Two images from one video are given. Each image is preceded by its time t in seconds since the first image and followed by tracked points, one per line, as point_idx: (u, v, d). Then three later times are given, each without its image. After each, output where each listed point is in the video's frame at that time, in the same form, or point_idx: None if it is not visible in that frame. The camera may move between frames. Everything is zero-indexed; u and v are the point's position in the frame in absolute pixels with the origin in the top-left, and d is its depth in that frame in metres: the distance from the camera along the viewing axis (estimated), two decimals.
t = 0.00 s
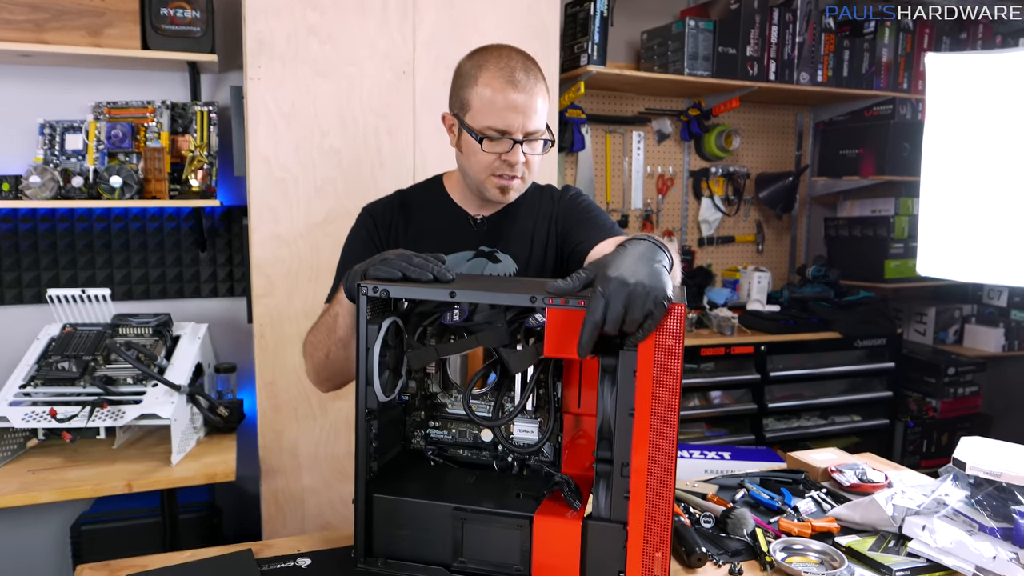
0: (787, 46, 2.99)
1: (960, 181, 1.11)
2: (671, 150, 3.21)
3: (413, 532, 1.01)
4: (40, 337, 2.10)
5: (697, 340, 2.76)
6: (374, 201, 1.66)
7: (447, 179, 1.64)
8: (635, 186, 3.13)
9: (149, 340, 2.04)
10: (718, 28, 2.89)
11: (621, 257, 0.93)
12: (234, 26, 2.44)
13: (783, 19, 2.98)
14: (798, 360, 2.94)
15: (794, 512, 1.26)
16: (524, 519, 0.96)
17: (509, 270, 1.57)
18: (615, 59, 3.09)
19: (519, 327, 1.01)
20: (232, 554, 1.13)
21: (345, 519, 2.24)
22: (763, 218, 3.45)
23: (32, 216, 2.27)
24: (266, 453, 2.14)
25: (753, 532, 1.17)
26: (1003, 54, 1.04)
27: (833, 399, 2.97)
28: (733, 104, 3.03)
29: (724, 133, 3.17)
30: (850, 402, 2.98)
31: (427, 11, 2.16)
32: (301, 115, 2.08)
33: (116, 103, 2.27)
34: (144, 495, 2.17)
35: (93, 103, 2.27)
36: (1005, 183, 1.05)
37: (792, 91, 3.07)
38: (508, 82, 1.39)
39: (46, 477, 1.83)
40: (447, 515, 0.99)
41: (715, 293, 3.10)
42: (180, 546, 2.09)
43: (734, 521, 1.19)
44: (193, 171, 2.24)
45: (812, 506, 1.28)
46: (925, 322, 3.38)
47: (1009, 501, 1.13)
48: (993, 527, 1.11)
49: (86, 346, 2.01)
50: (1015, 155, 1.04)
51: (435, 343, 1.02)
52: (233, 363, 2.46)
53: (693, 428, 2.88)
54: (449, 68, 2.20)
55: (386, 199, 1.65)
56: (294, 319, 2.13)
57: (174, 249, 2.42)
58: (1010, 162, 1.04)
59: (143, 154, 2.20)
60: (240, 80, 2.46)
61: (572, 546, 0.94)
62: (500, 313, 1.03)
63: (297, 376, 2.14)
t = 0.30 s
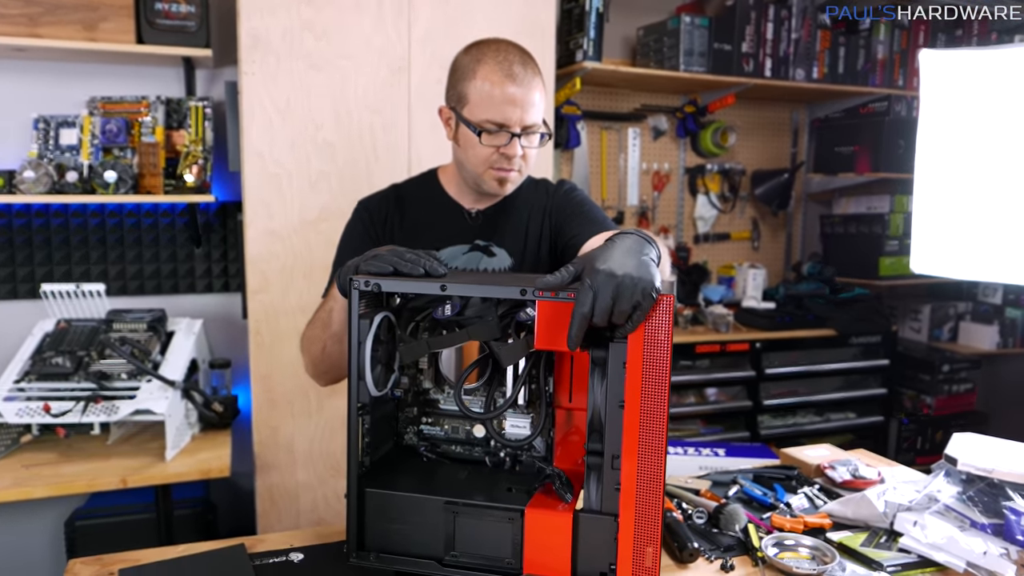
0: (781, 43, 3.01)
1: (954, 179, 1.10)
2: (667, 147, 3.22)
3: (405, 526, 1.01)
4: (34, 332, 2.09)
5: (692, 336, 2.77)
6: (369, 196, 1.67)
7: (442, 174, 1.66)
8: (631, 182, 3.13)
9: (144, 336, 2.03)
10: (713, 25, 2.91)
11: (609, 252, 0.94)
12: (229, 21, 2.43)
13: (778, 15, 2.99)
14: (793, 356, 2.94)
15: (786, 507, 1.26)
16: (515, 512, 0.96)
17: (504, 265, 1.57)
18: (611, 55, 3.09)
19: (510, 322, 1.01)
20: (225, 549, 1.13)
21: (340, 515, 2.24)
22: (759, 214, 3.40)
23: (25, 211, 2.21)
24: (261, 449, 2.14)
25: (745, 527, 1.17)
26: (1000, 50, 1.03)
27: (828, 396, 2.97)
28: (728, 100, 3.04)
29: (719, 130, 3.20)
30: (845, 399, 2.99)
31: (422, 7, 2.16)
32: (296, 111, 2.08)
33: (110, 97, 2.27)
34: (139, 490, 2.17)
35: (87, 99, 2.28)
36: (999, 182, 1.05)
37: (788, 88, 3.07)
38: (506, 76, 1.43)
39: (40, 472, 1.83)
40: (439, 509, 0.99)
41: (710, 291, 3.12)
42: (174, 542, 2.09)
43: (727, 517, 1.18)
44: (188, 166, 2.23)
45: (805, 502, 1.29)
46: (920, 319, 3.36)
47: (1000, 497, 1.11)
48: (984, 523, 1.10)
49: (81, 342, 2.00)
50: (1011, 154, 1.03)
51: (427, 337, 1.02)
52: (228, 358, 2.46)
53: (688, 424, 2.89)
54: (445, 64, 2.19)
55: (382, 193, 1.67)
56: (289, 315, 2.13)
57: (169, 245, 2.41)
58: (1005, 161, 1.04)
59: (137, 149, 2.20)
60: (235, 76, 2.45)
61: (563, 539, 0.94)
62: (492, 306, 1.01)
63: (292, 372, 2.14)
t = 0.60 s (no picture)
0: (780, 41, 2.99)
1: (952, 177, 1.10)
2: (665, 145, 3.21)
3: (401, 523, 1.01)
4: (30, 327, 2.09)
5: (689, 334, 2.77)
6: (375, 188, 1.66)
7: (448, 165, 1.62)
8: (629, 180, 3.11)
9: (140, 332, 2.03)
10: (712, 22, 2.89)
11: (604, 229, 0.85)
12: (227, 17, 2.42)
13: (777, 13, 2.98)
14: (791, 355, 2.95)
15: (781, 505, 1.26)
16: (511, 509, 0.96)
17: (505, 257, 1.57)
18: (609, 53, 3.08)
19: (506, 318, 1.00)
20: (219, 545, 1.12)
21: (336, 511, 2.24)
22: (756, 213, 3.46)
23: (24, 206, 2.26)
24: (258, 445, 2.14)
25: (740, 525, 1.17)
26: (998, 49, 1.03)
27: (826, 394, 2.98)
28: (726, 98, 3.03)
29: (717, 128, 3.18)
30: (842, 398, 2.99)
31: (420, 3, 2.15)
32: (294, 108, 2.07)
33: (108, 93, 2.24)
34: (135, 486, 2.17)
35: (85, 94, 2.24)
36: (998, 181, 1.05)
37: (786, 86, 3.07)
38: (506, 66, 1.35)
39: (36, 467, 1.83)
40: (434, 505, 0.99)
41: (709, 288, 3.13)
42: (170, 537, 2.09)
43: (722, 514, 1.19)
44: (185, 162, 2.24)
45: (800, 500, 1.29)
46: (918, 317, 3.34)
47: (995, 494, 1.14)
48: (979, 522, 1.11)
49: (78, 337, 2.00)
50: (1010, 153, 1.03)
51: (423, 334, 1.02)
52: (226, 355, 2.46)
53: (686, 422, 2.89)
54: (443, 61, 2.19)
55: (387, 185, 1.65)
56: (286, 312, 2.13)
57: (166, 241, 2.41)
58: (1004, 159, 1.04)
59: (134, 145, 2.19)
60: (232, 72, 2.45)
61: (558, 535, 0.94)
62: (488, 303, 0.99)
63: (289, 369, 2.14)
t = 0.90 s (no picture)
0: (779, 39, 2.99)
1: (950, 177, 1.10)
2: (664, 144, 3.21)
3: (399, 524, 1.01)
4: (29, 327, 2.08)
5: (689, 333, 2.77)
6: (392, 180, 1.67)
7: (465, 163, 1.63)
8: (628, 179, 3.11)
9: (139, 332, 2.03)
10: (710, 21, 2.89)
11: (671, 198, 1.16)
12: (225, 16, 2.42)
13: (775, 12, 2.98)
14: (790, 354, 2.94)
15: (779, 506, 1.26)
16: (508, 510, 0.96)
17: (522, 257, 1.58)
18: (608, 52, 3.08)
19: (503, 319, 0.99)
20: (216, 546, 1.12)
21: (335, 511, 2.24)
22: (756, 212, 3.45)
23: (22, 206, 2.25)
24: (256, 445, 2.14)
25: (738, 526, 1.17)
26: (997, 47, 1.03)
27: (825, 393, 2.98)
28: (725, 97, 3.03)
29: (716, 127, 3.18)
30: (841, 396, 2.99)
31: (418, 3, 2.15)
32: (292, 107, 2.07)
33: (107, 92, 2.23)
34: (134, 486, 2.17)
35: (83, 93, 2.23)
36: (996, 180, 1.05)
37: (784, 85, 3.07)
38: (534, 63, 1.38)
39: (36, 468, 1.83)
40: (431, 506, 0.99)
41: (709, 287, 3.11)
42: (169, 537, 2.09)
43: (720, 514, 1.19)
44: (184, 162, 2.23)
45: (798, 500, 1.28)
46: (917, 316, 3.35)
47: (993, 494, 1.14)
48: (978, 521, 1.11)
49: (77, 337, 2.00)
50: (1008, 151, 1.03)
51: (419, 334, 1.01)
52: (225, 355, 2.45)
53: (685, 421, 2.89)
54: (441, 61, 2.19)
55: (404, 179, 1.66)
56: (285, 312, 2.13)
57: (165, 241, 2.41)
58: (1001, 158, 1.04)
59: (133, 145, 2.19)
60: (231, 71, 2.44)
61: (555, 536, 0.94)
62: (485, 303, 0.99)
63: (288, 369, 2.14)
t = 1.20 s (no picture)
0: (777, 39, 2.99)
1: (948, 180, 1.10)
2: (663, 144, 3.20)
3: (397, 525, 1.00)
4: (28, 329, 2.08)
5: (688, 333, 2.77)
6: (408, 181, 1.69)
7: (485, 163, 1.64)
8: (627, 179, 3.12)
9: (138, 334, 2.03)
10: (708, 21, 2.89)
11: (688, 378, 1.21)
12: (223, 18, 2.42)
13: (773, 11, 2.98)
14: (789, 354, 2.95)
15: (779, 505, 1.26)
16: (507, 510, 0.96)
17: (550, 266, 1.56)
18: (606, 52, 3.08)
19: (502, 319, 0.99)
20: (214, 548, 1.12)
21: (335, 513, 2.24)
22: (755, 211, 3.45)
23: (20, 208, 2.25)
24: (255, 447, 2.13)
25: (739, 525, 1.16)
26: (996, 46, 1.02)
27: (824, 393, 2.97)
28: (724, 96, 3.03)
29: (715, 127, 3.18)
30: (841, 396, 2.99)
31: (417, 4, 2.15)
32: (290, 108, 2.07)
33: (105, 94, 2.25)
34: (133, 488, 2.16)
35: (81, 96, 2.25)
36: (994, 184, 1.05)
37: (782, 84, 3.07)
38: (548, 57, 1.41)
39: (35, 470, 1.82)
40: (430, 507, 0.98)
41: (708, 288, 3.13)
42: (169, 539, 2.09)
43: (720, 514, 1.18)
44: (182, 163, 2.22)
45: (798, 499, 1.28)
46: (917, 315, 3.35)
47: (993, 493, 1.13)
48: (978, 520, 1.10)
49: (75, 339, 2.00)
50: (1006, 155, 1.03)
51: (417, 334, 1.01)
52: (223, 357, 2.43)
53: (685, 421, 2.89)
54: (440, 61, 2.19)
55: (421, 180, 1.67)
56: (284, 313, 2.12)
57: (164, 242, 2.41)
58: (999, 161, 1.04)
59: (131, 147, 2.19)
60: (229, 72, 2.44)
61: (555, 537, 0.94)
62: (483, 303, 0.98)
63: (288, 370, 2.14)
